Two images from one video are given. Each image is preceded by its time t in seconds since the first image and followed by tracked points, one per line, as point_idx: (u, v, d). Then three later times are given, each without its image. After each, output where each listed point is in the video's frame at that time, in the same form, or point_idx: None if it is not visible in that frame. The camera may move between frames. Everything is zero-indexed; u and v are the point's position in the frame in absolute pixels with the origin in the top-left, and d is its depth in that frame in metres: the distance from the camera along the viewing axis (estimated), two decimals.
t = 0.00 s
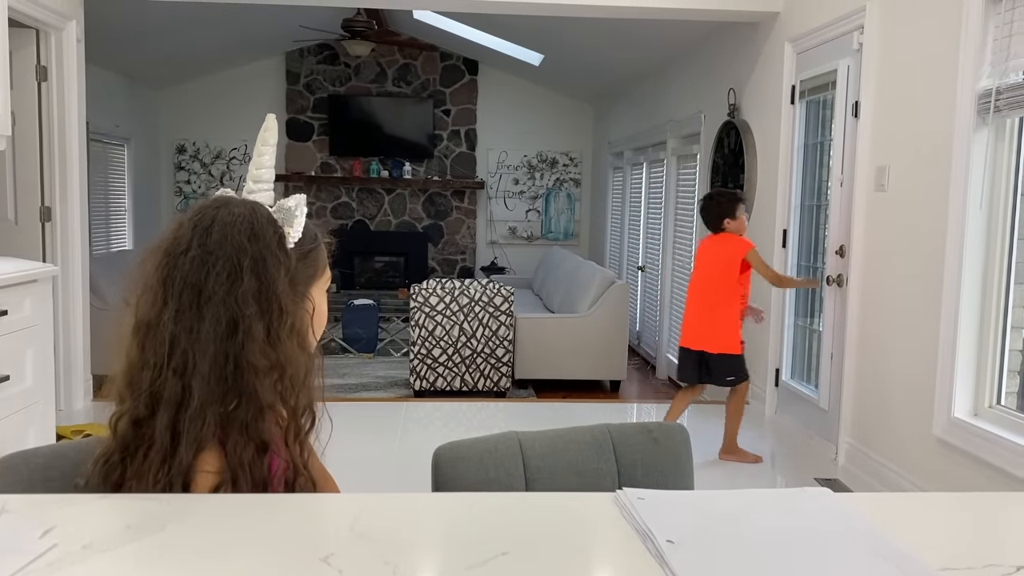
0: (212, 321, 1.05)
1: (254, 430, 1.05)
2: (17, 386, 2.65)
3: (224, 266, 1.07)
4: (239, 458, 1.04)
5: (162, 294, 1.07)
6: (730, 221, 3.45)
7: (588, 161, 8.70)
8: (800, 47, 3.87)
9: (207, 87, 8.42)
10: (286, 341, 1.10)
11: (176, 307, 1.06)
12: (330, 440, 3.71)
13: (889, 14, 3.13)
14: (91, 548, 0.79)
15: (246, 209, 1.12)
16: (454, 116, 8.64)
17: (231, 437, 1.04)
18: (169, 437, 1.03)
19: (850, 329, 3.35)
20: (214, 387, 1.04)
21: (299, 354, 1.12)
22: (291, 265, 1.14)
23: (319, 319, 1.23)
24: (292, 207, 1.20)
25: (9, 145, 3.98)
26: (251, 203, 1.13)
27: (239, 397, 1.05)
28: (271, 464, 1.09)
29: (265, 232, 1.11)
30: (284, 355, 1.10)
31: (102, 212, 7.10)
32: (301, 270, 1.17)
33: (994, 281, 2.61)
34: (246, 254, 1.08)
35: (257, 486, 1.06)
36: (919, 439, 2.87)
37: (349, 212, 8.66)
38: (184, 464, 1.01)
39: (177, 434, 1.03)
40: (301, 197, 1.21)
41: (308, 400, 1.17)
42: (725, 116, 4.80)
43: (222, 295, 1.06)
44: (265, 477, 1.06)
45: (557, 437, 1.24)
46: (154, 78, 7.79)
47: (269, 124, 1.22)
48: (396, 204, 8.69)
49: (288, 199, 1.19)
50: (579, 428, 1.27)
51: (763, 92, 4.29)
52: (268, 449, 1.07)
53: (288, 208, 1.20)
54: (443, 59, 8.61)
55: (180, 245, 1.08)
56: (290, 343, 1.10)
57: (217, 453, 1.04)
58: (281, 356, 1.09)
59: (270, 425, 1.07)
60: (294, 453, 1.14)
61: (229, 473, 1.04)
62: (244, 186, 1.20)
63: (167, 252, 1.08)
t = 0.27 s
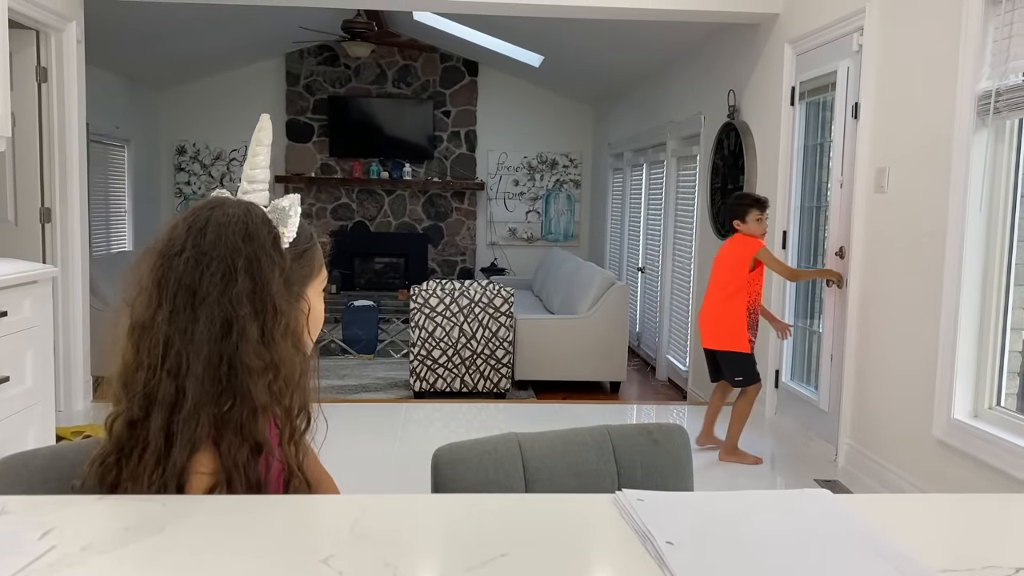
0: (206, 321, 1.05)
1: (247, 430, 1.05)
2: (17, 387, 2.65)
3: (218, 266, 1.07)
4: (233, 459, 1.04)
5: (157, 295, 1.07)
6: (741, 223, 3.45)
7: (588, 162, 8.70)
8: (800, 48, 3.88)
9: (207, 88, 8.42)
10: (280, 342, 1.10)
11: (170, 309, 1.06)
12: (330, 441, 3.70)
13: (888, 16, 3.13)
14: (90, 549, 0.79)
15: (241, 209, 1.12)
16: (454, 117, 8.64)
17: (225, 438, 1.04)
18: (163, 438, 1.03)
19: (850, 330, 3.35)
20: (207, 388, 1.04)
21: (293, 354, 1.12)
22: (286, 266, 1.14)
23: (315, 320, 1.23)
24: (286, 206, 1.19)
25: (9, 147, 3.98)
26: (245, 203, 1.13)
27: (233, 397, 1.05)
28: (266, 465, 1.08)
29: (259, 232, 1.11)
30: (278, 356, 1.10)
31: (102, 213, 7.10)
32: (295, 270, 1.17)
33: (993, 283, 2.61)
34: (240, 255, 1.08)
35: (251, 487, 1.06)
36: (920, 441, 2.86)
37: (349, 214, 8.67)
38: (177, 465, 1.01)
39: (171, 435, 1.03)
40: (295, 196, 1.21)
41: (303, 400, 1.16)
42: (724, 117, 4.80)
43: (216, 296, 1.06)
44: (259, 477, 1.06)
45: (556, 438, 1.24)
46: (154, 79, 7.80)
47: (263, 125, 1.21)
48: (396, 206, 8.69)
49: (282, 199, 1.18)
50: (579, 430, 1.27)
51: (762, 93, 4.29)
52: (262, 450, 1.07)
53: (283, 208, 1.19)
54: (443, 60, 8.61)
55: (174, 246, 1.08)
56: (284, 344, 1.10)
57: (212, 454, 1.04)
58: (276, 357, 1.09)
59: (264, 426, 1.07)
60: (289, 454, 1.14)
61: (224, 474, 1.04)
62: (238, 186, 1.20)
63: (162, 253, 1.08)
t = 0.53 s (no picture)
0: (205, 323, 1.05)
1: (247, 431, 1.05)
2: (17, 388, 2.65)
3: (217, 268, 1.07)
4: (232, 460, 1.04)
5: (156, 297, 1.07)
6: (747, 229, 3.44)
7: (588, 163, 8.71)
8: (800, 50, 3.88)
9: (208, 89, 8.42)
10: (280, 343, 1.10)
11: (169, 310, 1.06)
12: (329, 443, 3.70)
13: (888, 18, 3.13)
14: (89, 551, 0.79)
15: (240, 211, 1.12)
16: (454, 118, 8.65)
17: (224, 440, 1.04)
18: (162, 440, 1.03)
19: (850, 331, 3.35)
20: (207, 389, 1.04)
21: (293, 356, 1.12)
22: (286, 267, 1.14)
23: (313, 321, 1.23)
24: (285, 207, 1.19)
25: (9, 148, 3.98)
26: (244, 205, 1.13)
27: (232, 398, 1.05)
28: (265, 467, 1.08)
29: (258, 233, 1.11)
30: (278, 357, 1.10)
31: (102, 215, 7.10)
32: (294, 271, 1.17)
33: (993, 285, 2.61)
34: (240, 257, 1.08)
35: (250, 489, 1.06)
36: (920, 443, 2.86)
37: (349, 215, 8.67)
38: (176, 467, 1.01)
39: (170, 437, 1.03)
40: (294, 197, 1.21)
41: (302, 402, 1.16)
42: (725, 119, 4.81)
43: (216, 298, 1.06)
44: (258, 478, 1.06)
45: (556, 439, 1.24)
46: (154, 80, 7.80)
47: (261, 128, 1.21)
48: (396, 207, 8.69)
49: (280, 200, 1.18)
50: (579, 431, 1.27)
51: (762, 94, 4.29)
52: (261, 451, 1.07)
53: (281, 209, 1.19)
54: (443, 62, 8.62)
55: (173, 249, 1.08)
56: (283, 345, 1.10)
57: (211, 455, 1.04)
58: (275, 358, 1.10)
59: (263, 427, 1.07)
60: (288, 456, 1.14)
61: (223, 475, 1.04)
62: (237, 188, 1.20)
63: (161, 255, 1.08)
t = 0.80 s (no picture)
0: (208, 324, 1.06)
1: (251, 432, 1.06)
2: (17, 389, 2.65)
3: (221, 269, 1.07)
4: (234, 460, 1.05)
5: (159, 297, 1.07)
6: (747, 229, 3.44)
7: (589, 164, 8.70)
8: (800, 51, 3.88)
9: (208, 90, 8.43)
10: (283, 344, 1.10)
11: (172, 311, 1.06)
12: (329, 444, 3.70)
13: (888, 20, 3.14)
14: (90, 552, 0.79)
15: (243, 213, 1.12)
16: (454, 119, 8.65)
17: (227, 440, 1.04)
18: (165, 440, 1.03)
19: (850, 332, 3.35)
20: (210, 390, 1.04)
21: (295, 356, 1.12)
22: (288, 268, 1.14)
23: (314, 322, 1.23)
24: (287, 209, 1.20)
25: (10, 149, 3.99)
26: (247, 206, 1.13)
27: (235, 399, 1.05)
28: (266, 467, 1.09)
29: (261, 234, 1.11)
30: (280, 358, 1.10)
31: (102, 216, 7.11)
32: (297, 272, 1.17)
33: (993, 286, 2.61)
34: (243, 258, 1.08)
35: (252, 489, 1.06)
36: (920, 444, 2.86)
37: (349, 216, 8.68)
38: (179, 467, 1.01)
39: (173, 437, 1.03)
40: (297, 199, 1.21)
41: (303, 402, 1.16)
42: (725, 120, 4.81)
43: (219, 299, 1.06)
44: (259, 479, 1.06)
45: (556, 441, 1.24)
46: (155, 81, 7.81)
47: (263, 129, 1.21)
48: (396, 208, 8.70)
49: (284, 201, 1.19)
50: (579, 433, 1.27)
51: (763, 95, 4.29)
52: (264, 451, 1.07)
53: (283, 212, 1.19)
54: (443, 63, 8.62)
55: (176, 249, 1.08)
56: (286, 345, 1.11)
57: (214, 456, 1.04)
58: (278, 359, 1.10)
59: (265, 426, 1.07)
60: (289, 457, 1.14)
61: (225, 475, 1.04)
62: (238, 190, 1.20)
63: (163, 257, 1.09)
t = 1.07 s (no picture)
0: (211, 324, 1.06)
1: (253, 431, 1.05)
2: (18, 390, 2.65)
3: (225, 268, 1.07)
4: (236, 459, 1.04)
5: (162, 296, 1.07)
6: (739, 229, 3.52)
7: (589, 166, 8.71)
8: (801, 53, 3.88)
9: (209, 91, 8.43)
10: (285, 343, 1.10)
11: (175, 310, 1.06)
12: (330, 445, 3.70)
13: (889, 21, 3.14)
14: (91, 552, 0.79)
15: (247, 213, 1.12)
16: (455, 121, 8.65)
17: (229, 439, 1.04)
18: (167, 439, 1.03)
19: (851, 334, 3.35)
20: (213, 389, 1.04)
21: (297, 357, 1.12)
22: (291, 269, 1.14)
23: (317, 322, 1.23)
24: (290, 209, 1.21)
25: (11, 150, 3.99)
26: (251, 206, 1.14)
27: (237, 398, 1.05)
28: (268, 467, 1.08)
29: (265, 234, 1.11)
30: (282, 358, 1.10)
31: (104, 217, 7.11)
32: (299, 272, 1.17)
33: (995, 288, 2.61)
34: (247, 257, 1.08)
35: (254, 490, 1.06)
36: (921, 446, 2.86)
37: (350, 217, 8.68)
38: (181, 466, 1.01)
39: (175, 436, 1.03)
40: (300, 201, 1.22)
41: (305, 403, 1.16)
42: (726, 122, 4.80)
43: (222, 298, 1.06)
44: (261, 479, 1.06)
45: (558, 441, 1.24)
46: (156, 82, 7.81)
47: (267, 129, 1.22)
48: (397, 209, 8.70)
49: (288, 202, 1.20)
50: (580, 434, 1.27)
51: (764, 96, 4.29)
52: (267, 451, 1.06)
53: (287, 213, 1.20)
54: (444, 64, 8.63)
55: (179, 249, 1.09)
56: (288, 345, 1.10)
57: (216, 454, 1.04)
58: (281, 359, 1.10)
59: (267, 426, 1.07)
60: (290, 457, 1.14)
61: (227, 475, 1.04)
62: (242, 190, 1.20)
63: (167, 255, 1.09)
